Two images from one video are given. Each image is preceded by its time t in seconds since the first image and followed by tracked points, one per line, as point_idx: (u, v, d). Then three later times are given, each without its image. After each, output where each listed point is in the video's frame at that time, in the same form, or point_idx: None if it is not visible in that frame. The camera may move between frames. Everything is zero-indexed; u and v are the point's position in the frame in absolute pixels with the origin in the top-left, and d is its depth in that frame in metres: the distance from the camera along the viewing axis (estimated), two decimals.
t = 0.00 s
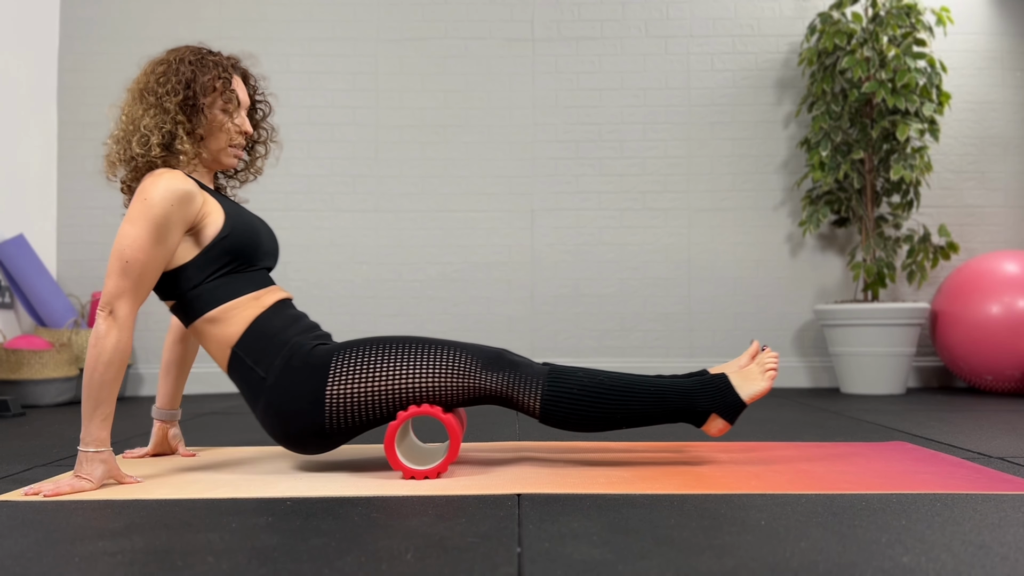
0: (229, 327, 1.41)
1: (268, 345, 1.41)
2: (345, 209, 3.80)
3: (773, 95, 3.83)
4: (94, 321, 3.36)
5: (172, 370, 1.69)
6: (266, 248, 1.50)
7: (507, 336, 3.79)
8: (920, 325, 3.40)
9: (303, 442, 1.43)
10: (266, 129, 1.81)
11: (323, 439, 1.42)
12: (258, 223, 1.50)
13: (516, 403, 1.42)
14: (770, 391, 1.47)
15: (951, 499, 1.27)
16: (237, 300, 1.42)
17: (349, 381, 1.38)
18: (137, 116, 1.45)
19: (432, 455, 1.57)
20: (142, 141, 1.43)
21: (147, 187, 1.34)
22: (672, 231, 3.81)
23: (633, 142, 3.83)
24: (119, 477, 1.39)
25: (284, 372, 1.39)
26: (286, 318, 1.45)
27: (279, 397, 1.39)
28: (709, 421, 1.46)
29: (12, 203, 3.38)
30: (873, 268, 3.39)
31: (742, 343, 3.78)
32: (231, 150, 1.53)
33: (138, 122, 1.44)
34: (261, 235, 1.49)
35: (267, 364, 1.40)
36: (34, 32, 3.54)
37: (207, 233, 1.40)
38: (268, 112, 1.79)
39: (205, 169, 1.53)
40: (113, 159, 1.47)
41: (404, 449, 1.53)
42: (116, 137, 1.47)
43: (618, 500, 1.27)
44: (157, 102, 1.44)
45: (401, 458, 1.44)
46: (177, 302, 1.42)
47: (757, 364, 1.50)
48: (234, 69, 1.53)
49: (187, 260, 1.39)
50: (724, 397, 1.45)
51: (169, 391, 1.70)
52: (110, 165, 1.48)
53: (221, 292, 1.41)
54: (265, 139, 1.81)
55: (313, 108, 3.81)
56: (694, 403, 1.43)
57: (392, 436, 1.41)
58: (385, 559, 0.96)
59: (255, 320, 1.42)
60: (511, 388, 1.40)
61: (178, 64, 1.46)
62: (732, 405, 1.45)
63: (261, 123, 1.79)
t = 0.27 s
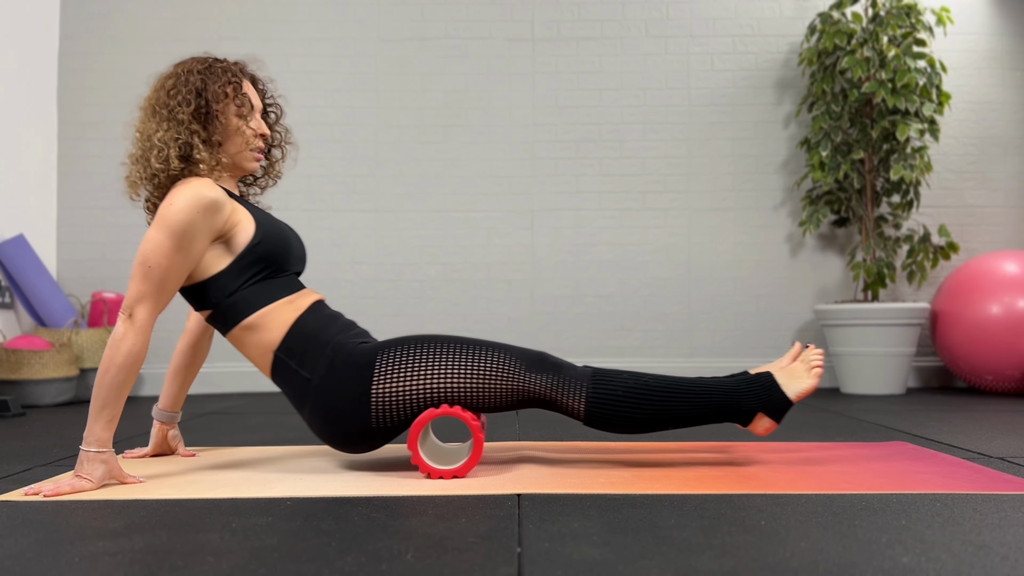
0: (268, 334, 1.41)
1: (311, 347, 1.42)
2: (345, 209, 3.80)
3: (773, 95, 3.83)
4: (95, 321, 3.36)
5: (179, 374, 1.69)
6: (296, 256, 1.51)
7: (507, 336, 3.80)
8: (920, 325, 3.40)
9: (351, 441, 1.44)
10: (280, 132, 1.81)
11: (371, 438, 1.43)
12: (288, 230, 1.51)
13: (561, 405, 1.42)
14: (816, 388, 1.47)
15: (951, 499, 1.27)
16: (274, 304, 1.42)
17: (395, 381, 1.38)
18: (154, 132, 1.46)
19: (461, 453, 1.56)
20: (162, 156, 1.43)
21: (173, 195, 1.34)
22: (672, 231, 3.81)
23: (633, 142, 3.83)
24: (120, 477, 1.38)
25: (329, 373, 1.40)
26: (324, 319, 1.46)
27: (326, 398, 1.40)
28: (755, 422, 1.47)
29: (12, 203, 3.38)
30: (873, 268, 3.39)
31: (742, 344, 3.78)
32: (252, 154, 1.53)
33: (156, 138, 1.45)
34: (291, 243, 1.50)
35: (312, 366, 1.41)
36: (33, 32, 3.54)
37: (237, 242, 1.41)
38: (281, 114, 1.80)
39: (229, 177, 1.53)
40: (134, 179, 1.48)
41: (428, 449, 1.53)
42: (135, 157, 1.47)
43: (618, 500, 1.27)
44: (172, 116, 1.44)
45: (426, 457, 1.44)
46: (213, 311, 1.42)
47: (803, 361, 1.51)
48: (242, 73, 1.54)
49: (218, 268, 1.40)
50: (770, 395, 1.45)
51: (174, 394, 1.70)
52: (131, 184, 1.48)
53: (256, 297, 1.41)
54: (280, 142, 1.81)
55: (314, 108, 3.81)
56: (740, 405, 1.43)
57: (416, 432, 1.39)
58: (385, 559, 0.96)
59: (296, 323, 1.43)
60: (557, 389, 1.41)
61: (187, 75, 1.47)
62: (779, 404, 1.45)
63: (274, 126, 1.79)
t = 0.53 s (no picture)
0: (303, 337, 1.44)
1: (352, 346, 1.44)
2: (345, 209, 3.80)
3: (773, 95, 3.83)
4: (95, 321, 3.36)
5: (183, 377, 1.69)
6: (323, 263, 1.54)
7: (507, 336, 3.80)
8: (920, 325, 3.40)
9: (395, 438, 1.45)
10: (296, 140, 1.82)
11: (414, 435, 1.44)
12: (315, 240, 1.54)
13: (602, 405, 1.43)
14: (855, 396, 1.49)
15: (951, 499, 1.27)
16: (308, 307, 1.45)
17: (438, 380, 1.40)
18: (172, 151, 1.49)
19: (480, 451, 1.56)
20: (182, 173, 1.46)
21: (195, 202, 1.36)
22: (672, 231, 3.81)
23: (633, 142, 3.83)
24: (120, 477, 1.38)
25: (371, 371, 1.42)
26: (359, 318, 1.48)
27: (369, 396, 1.42)
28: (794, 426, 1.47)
29: (12, 203, 3.38)
30: (873, 268, 3.39)
31: (742, 344, 3.78)
32: (271, 161, 1.55)
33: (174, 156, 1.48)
34: (318, 250, 1.53)
35: (355, 363, 1.43)
36: (33, 32, 3.54)
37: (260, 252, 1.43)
38: (294, 123, 1.82)
39: (250, 186, 1.56)
40: (157, 199, 1.51)
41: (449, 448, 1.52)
42: (155, 178, 1.51)
43: (618, 500, 1.27)
44: (189, 133, 1.48)
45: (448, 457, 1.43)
46: (246, 320, 1.44)
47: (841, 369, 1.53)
48: (252, 84, 1.57)
49: (246, 277, 1.43)
50: (810, 400, 1.47)
51: (177, 396, 1.70)
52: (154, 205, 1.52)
53: (288, 302, 1.44)
54: (297, 150, 1.83)
55: (314, 109, 3.81)
56: (781, 408, 1.44)
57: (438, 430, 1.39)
58: (385, 559, 0.96)
59: (332, 323, 1.46)
60: (599, 389, 1.42)
61: (199, 92, 1.50)
62: (818, 411, 1.46)
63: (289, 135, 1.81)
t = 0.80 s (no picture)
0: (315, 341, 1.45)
1: (370, 348, 1.44)
2: (345, 208, 3.80)
3: (773, 95, 3.83)
4: (95, 321, 3.36)
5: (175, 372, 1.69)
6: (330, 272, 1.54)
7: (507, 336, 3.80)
8: (919, 325, 3.40)
9: (416, 438, 1.46)
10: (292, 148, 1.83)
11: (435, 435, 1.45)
12: (322, 247, 1.54)
13: (620, 404, 1.43)
14: (872, 394, 1.51)
15: (952, 499, 1.27)
16: (319, 311, 1.46)
17: (456, 381, 1.40)
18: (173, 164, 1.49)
19: (486, 454, 1.56)
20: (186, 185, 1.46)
21: (190, 207, 1.36)
22: (672, 231, 3.81)
23: (633, 142, 3.83)
24: (121, 477, 1.39)
25: (389, 373, 1.43)
26: (373, 320, 1.48)
27: (388, 398, 1.42)
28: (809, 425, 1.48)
29: (12, 203, 3.38)
30: (873, 268, 3.39)
31: (742, 344, 3.79)
32: (273, 168, 1.56)
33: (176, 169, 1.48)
34: (324, 256, 1.53)
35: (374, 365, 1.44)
36: (34, 31, 3.54)
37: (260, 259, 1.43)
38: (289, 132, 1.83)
39: (254, 195, 1.56)
40: (160, 214, 1.51)
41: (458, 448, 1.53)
42: (157, 192, 1.51)
43: (619, 500, 1.27)
44: (190, 145, 1.48)
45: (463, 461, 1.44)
46: (257, 327, 1.44)
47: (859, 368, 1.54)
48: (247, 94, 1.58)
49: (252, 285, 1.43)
50: (827, 399, 1.46)
51: (172, 393, 1.71)
52: (156, 222, 1.52)
53: (298, 306, 1.44)
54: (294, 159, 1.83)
55: (314, 108, 3.81)
56: (799, 407, 1.44)
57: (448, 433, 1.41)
58: (385, 559, 0.96)
59: (347, 326, 1.46)
60: (617, 389, 1.42)
61: (196, 104, 1.51)
62: (836, 409, 1.46)
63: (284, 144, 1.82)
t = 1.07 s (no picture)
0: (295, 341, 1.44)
1: (351, 349, 1.44)
2: (345, 208, 3.80)
3: (773, 95, 3.83)
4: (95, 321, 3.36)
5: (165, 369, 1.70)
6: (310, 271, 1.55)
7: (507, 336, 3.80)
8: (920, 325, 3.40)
9: (398, 440, 1.46)
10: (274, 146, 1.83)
11: (417, 436, 1.45)
12: (303, 246, 1.54)
13: (602, 401, 1.43)
14: (851, 385, 1.49)
15: (951, 499, 1.27)
16: (301, 312, 1.45)
17: (436, 381, 1.40)
18: (150, 164, 1.49)
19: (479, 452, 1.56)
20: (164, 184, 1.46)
21: (166, 203, 1.36)
22: (672, 231, 3.81)
23: (633, 142, 3.83)
24: (120, 477, 1.39)
25: (371, 374, 1.42)
26: (355, 321, 1.48)
27: (369, 399, 1.42)
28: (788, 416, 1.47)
29: (12, 203, 3.38)
30: (873, 268, 3.39)
31: (741, 344, 3.79)
32: (252, 166, 1.56)
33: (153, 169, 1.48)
34: (304, 254, 1.52)
35: (354, 367, 1.43)
36: (33, 31, 3.54)
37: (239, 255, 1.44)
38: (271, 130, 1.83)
39: (233, 193, 1.56)
40: (138, 213, 1.51)
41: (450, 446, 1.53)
42: (134, 191, 1.51)
43: (619, 500, 1.27)
44: (167, 144, 1.48)
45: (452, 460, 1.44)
46: (237, 325, 1.44)
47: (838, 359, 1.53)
48: (226, 93, 1.58)
49: (229, 283, 1.43)
50: (806, 391, 1.46)
51: (166, 392, 1.71)
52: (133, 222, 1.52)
53: (278, 305, 1.44)
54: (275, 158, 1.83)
55: (314, 108, 3.81)
56: (778, 400, 1.44)
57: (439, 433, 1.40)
58: (386, 559, 0.96)
59: (329, 327, 1.46)
60: (597, 387, 1.42)
61: (173, 103, 1.51)
62: (814, 400, 1.45)
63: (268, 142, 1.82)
